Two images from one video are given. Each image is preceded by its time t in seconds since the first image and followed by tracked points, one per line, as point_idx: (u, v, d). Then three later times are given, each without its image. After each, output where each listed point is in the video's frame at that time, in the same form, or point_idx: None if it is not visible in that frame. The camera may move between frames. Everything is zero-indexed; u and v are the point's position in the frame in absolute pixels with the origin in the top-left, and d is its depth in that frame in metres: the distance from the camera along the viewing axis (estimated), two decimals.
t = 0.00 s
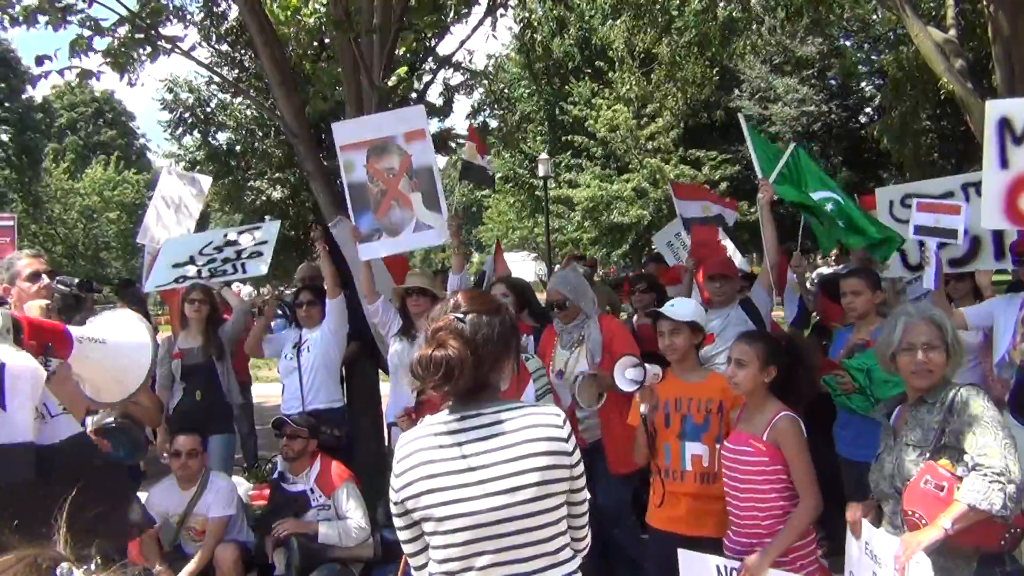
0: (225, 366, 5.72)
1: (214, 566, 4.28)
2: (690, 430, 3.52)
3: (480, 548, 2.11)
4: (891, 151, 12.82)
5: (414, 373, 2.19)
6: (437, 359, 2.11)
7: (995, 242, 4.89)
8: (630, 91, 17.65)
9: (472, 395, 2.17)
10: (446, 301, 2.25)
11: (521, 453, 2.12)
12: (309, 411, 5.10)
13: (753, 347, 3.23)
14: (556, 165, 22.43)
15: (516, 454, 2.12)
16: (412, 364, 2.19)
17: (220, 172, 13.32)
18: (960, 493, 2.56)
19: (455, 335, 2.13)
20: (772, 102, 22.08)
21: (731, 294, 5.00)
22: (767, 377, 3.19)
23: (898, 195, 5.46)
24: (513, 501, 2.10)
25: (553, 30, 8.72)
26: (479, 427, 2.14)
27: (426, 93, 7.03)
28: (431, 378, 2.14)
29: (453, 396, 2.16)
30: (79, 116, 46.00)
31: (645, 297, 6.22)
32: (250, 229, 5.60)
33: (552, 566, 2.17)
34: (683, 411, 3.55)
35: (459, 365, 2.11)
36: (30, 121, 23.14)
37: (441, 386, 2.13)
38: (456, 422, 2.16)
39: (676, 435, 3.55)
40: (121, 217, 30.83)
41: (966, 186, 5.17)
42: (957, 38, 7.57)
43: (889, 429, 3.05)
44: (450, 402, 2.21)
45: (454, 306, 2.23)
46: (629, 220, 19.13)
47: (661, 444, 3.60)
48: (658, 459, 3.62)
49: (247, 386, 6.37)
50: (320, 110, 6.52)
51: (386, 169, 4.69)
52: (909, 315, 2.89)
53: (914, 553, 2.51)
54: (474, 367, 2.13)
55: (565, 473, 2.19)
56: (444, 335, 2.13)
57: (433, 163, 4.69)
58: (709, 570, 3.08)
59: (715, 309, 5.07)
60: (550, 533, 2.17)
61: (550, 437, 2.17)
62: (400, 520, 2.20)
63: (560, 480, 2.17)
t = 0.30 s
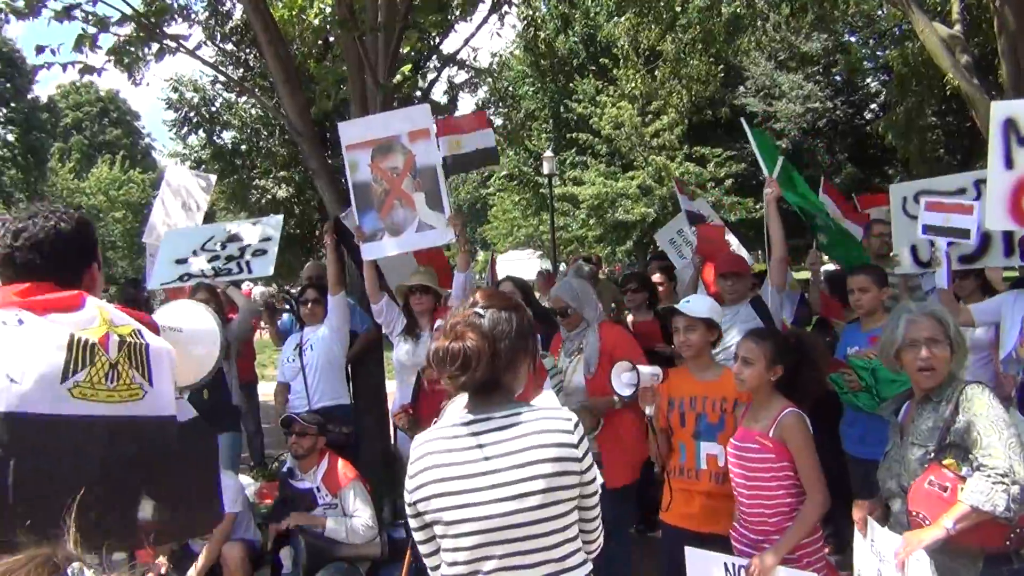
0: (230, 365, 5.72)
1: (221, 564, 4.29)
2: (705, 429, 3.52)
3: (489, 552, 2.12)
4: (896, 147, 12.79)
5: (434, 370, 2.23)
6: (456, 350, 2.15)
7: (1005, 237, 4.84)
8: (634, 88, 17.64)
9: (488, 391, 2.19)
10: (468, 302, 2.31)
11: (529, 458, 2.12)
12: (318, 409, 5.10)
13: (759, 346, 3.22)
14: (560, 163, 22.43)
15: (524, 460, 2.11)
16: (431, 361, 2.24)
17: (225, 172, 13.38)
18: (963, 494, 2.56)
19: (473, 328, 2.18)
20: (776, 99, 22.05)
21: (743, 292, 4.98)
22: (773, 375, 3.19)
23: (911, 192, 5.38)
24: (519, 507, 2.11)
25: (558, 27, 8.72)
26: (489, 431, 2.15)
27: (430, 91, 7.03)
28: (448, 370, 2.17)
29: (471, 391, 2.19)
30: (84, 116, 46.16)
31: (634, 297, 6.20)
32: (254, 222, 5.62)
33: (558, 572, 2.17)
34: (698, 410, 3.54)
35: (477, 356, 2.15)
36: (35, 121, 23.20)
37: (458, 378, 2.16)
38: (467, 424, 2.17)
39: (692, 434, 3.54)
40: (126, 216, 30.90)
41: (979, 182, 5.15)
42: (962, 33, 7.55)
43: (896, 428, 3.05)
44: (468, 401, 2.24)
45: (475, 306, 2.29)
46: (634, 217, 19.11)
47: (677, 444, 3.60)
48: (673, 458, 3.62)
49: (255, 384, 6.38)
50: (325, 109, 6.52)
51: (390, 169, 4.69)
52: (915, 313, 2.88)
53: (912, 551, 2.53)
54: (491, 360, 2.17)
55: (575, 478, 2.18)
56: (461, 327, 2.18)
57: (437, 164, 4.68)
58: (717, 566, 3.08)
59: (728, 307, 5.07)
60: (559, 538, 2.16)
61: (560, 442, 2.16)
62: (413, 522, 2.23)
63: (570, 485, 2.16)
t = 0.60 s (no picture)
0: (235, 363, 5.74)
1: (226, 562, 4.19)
2: (711, 429, 3.52)
3: (521, 550, 2.13)
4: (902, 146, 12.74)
5: (473, 359, 2.23)
6: (493, 340, 2.15)
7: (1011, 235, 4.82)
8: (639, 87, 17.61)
9: (524, 385, 2.19)
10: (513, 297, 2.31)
11: (571, 458, 2.12)
12: (322, 407, 5.09)
13: (762, 345, 3.23)
14: (566, 161, 22.41)
15: (567, 460, 2.12)
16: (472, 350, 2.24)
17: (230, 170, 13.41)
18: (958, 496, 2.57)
19: (514, 320, 2.17)
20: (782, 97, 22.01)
21: (749, 291, 5.03)
22: (776, 375, 3.18)
23: (920, 188, 5.36)
24: (558, 506, 2.11)
25: (564, 26, 8.70)
26: (525, 431, 2.14)
27: (435, 89, 7.03)
28: (486, 360, 2.17)
29: (506, 383, 2.18)
30: (90, 114, 46.27)
31: (632, 296, 6.21)
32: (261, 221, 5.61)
33: (593, 570, 2.18)
34: (704, 409, 3.55)
35: (516, 347, 2.14)
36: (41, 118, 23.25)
37: (494, 367, 2.16)
38: (503, 423, 2.16)
39: (698, 433, 3.54)
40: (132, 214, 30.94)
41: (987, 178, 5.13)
42: (969, 31, 7.51)
43: (900, 429, 3.04)
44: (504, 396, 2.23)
45: (518, 301, 2.29)
46: (638, 216, 19.10)
47: (683, 443, 3.61)
48: (679, 457, 3.63)
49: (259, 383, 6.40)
50: (330, 107, 6.53)
51: (395, 170, 4.69)
52: (917, 312, 2.87)
53: (903, 550, 2.59)
54: (529, 354, 2.16)
55: (610, 479, 2.18)
56: (503, 318, 2.18)
57: (441, 164, 4.68)
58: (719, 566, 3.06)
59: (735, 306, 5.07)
60: (592, 538, 2.17)
61: (597, 444, 2.15)
62: (445, 516, 2.23)
63: (605, 485, 2.16)
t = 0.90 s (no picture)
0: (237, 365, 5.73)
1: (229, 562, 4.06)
2: (711, 431, 3.52)
3: (602, 566, 2.14)
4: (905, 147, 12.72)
5: (558, 364, 2.21)
6: (586, 345, 2.12)
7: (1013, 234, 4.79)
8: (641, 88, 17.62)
9: (606, 392, 2.16)
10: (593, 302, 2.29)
11: (664, 478, 2.15)
12: (324, 408, 5.09)
13: (762, 346, 3.23)
14: (568, 162, 22.40)
15: (661, 480, 2.14)
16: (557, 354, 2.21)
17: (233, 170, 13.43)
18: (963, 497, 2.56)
19: (603, 325, 2.15)
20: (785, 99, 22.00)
21: (752, 293, 5.01)
22: (777, 377, 3.18)
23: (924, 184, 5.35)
24: (648, 524, 2.14)
25: (566, 27, 8.70)
26: (616, 447, 2.13)
27: (437, 90, 7.03)
28: (577, 364, 2.15)
29: (594, 390, 2.15)
30: (93, 115, 46.36)
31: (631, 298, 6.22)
32: (264, 221, 5.55)
33: None
34: (704, 411, 3.55)
35: (607, 351, 2.12)
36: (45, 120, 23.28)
37: (584, 373, 2.13)
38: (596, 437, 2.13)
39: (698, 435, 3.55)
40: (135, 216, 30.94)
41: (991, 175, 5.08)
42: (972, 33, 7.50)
43: (902, 431, 3.04)
44: (580, 403, 2.21)
45: (597, 303, 2.26)
46: (641, 217, 19.08)
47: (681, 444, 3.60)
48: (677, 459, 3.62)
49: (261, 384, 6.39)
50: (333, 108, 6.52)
51: (402, 172, 4.69)
52: (922, 313, 2.87)
53: (909, 552, 2.55)
54: (619, 360, 2.14)
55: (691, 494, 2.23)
56: (593, 324, 2.14)
57: (447, 165, 4.65)
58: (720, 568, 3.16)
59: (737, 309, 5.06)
60: (671, 553, 2.22)
61: (684, 461, 2.19)
62: (515, 523, 2.23)
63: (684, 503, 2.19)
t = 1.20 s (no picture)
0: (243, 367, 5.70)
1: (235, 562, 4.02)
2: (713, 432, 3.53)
3: (672, 562, 2.13)
4: (912, 147, 12.70)
5: (641, 359, 2.15)
6: (678, 341, 2.07)
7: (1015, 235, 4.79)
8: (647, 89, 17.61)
9: (685, 388, 2.14)
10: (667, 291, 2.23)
11: (742, 475, 2.15)
12: (331, 410, 5.08)
13: (766, 347, 3.25)
14: (574, 164, 22.42)
15: (739, 476, 2.15)
16: (641, 349, 2.14)
17: (239, 172, 13.50)
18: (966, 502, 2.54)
19: (691, 320, 2.10)
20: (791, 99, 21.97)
21: (760, 293, 4.99)
22: (780, 377, 3.20)
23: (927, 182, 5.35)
24: (723, 520, 2.14)
25: (571, 29, 8.71)
26: (706, 441, 2.12)
27: (442, 91, 7.04)
28: (667, 360, 2.09)
29: (679, 386, 2.12)
30: (100, 117, 46.59)
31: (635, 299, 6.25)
32: (271, 224, 5.57)
33: None
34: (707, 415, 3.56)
35: (697, 347, 2.09)
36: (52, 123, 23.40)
37: (675, 369, 2.09)
38: (680, 430, 2.12)
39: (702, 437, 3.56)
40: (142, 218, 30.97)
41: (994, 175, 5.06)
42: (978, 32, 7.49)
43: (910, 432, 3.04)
44: (656, 396, 2.18)
45: (669, 295, 2.22)
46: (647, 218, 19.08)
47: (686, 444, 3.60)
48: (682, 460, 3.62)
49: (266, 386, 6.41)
50: (337, 110, 6.53)
51: (410, 175, 4.69)
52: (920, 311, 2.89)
53: (908, 553, 2.52)
54: (705, 356, 2.10)
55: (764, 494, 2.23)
56: (680, 319, 2.09)
57: (456, 169, 4.68)
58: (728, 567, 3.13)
59: (743, 310, 5.05)
60: (740, 551, 2.22)
61: (759, 459, 2.20)
62: (584, 514, 2.19)
63: (759, 500, 2.20)
